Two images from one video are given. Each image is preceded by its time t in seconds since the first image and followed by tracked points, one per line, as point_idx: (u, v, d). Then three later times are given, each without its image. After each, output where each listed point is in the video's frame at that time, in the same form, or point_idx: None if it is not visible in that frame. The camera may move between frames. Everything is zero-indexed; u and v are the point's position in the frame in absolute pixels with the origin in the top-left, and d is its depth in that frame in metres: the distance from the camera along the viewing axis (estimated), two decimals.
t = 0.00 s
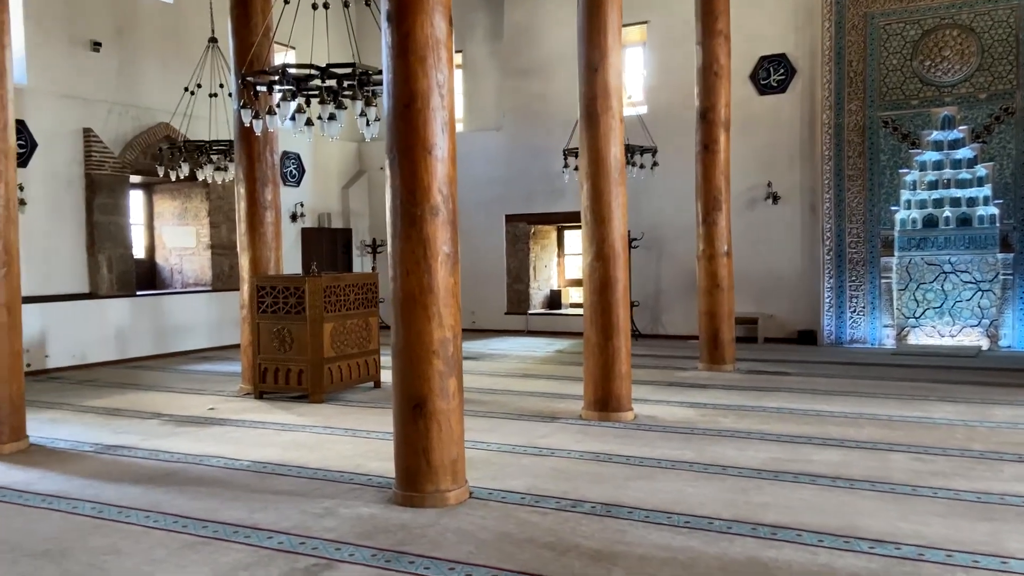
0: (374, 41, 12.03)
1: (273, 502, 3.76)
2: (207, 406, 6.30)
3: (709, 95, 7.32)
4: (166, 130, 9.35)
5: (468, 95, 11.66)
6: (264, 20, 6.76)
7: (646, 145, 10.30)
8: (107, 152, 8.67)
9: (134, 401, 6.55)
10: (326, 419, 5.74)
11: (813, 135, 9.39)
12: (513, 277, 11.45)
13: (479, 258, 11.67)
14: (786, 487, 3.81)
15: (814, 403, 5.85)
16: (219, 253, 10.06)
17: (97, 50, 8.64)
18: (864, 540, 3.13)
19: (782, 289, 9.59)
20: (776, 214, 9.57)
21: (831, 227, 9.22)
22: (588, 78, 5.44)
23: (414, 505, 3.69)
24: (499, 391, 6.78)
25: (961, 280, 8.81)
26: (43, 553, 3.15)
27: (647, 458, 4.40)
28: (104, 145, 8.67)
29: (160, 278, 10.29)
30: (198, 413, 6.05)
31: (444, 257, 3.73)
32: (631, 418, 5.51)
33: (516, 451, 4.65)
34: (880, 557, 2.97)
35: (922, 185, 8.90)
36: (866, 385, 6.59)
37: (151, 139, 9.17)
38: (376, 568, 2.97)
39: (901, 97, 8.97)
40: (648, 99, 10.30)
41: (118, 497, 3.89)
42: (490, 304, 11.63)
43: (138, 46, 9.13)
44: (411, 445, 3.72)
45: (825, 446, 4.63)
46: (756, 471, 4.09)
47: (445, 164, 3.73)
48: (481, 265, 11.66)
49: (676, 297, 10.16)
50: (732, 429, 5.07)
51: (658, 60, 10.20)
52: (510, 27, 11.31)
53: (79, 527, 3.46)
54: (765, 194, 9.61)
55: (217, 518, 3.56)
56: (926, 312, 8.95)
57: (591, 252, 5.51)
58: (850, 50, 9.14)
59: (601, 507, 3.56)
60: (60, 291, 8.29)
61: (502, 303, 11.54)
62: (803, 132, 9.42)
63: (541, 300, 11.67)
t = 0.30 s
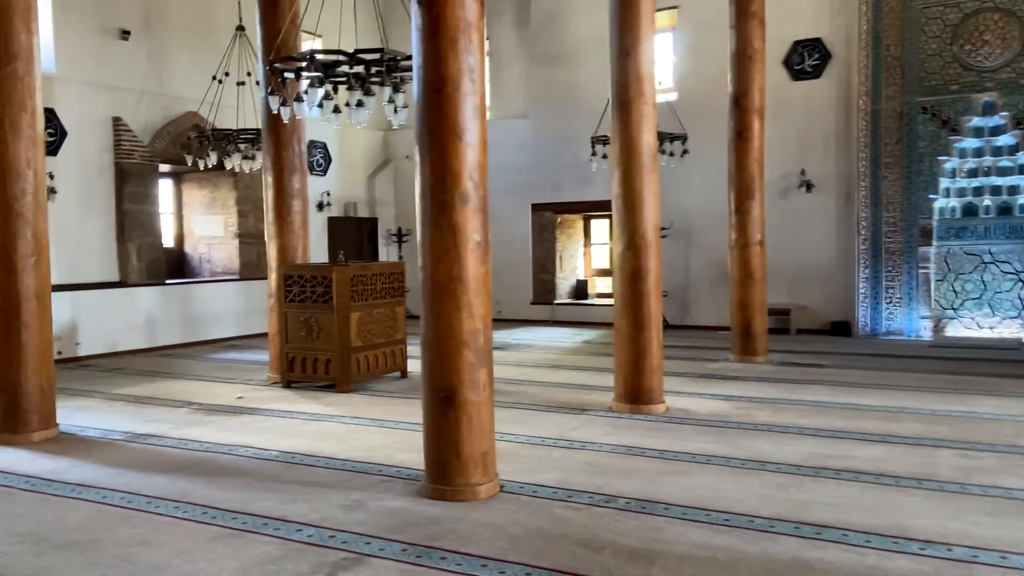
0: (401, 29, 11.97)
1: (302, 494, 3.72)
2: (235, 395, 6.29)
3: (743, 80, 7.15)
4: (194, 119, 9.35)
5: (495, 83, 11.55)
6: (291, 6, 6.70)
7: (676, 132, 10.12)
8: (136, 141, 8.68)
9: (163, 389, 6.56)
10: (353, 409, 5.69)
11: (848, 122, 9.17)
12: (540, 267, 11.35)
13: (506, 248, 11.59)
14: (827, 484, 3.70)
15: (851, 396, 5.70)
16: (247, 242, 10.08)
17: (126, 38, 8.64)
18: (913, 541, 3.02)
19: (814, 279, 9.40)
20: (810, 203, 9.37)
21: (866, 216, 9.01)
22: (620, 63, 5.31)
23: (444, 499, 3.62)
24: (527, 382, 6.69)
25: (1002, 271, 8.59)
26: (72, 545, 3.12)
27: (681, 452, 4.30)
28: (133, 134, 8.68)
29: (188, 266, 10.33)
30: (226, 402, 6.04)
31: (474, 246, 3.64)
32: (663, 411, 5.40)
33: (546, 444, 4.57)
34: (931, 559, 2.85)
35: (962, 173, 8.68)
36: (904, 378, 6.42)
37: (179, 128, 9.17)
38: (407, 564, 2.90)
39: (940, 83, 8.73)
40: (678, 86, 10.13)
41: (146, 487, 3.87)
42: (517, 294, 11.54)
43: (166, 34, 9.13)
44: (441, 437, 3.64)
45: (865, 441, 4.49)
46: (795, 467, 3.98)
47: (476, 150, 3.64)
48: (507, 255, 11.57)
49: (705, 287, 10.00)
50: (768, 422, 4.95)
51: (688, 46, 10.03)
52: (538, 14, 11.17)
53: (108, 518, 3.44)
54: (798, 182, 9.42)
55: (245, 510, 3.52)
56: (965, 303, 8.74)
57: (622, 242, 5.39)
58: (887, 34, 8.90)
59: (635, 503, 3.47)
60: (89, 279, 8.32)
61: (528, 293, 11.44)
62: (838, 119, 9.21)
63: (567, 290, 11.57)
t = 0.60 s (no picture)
0: (416, 20, 11.85)
1: (317, 495, 3.62)
2: (250, 390, 6.21)
3: (767, 70, 6.98)
4: (209, 111, 9.28)
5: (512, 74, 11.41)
6: None
7: (697, 124, 9.95)
8: (150, 133, 8.62)
9: (177, 385, 6.49)
10: (369, 406, 5.60)
11: (873, 113, 8.98)
12: (556, 261, 11.21)
13: (522, 241, 11.47)
14: (860, 489, 3.56)
15: (878, 395, 5.54)
16: (262, 235, 10.01)
17: (141, 30, 8.58)
18: (955, 551, 2.88)
19: (837, 274, 9.22)
20: (833, 196, 9.19)
21: (891, 209, 8.81)
22: (642, 52, 5.17)
23: (462, 502, 3.51)
24: (545, 378, 6.58)
25: None
26: (81, 547, 3.04)
27: (707, 454, 4.17)
28: (148, 126, 8.61)
29: (203, 260, 10.27)
30: (240, 397, 5.96)
31: (494, 241, 3.52)
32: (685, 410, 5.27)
33: (566, 444, 4.45)
34: (975, 571, 2.71)
35: (990, 166, 8.49)
36: (933, 376, 6.25)
37: (193, 120, 9.10)
38: (426, 571, 2.79)
39: (968, 74, 8.52)
40: (698, 77, 9.96)
41: (159, 486, 3.79)
42: (533, 288, 11.41)
43: (181, 26, 9.05)
44: (460, 438, 3.53)
45: (897, 442, 4.35)
46: (825, 470, 3.84)
47: (497, 141, 3.51)
48: (523, 249, 11.45)
49: (725, 281, 9.84)
50: (795, 422, 4.80)
51: (708, 36, 9.86)
52: (555, 4, 11.02)
53: (118, 519, 3.35)
54: (821, 176, 9.24)
55: (259, 511, 3.43)
56: (992, 300, 8.54)
57: (644, 236, 5.26)
58: (914, 23, 8.69)
59: (662, 508, 3.35)
60: (103, 273, 8.27)
61: (544, 288, 11.31)
62: (862, 110, 9.02)
63: (584, 285, 11.43)
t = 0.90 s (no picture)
0: (437, 11, 11.77)
1: (338, 491, 3.56)
2: (270, 383, 6.18)
3: (795, 59, 6.83)
4: (229, 102, 9.25)
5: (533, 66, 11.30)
6: None
7: (721, 115, 9.80)
8: (171, 125, 8.60)
9: (197, 377, 6.47)
10: (389, 400, 5.54)
11: (902, 103, 8.79)
12: (576, 254, 11.10)
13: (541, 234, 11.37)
14: (895, 489, 3.45)
15: (909, 392, 5.41)
16: (281, 228, 9.98)
17: (161, 21, 8.56)
18: (997, 555, 2.76)
19: (864, 267, 9.07)
20: (861, 188, 9.02)
21: (920, 201, 8.64)
22: (669, 40, 5.05)
23: (485, 499, 3.44)
24: (567, 373, 6.50)
25: None
26: (101, 543, 3.00)
27: (735, 452, 4.07)
28: (168, 118, 8.60)
29: (223, 252, 10.27)
30: (261, 390, 5.93)
31: (519, 233, 3.43)
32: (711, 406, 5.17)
33: (590, 440, 4.37)
34: None
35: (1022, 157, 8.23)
36: (965, 373, 6.10)
37: (214, 112, 9.08)
38: (449, 571, 2.72)
39: (1000, 63, 8.31)
40: (722, 67, 9.80)
41: (179, 480, 3.75)
42: (552, 282, 11.30)
43: (201, 17, 9.02)
44: (483, 434, 3.46)
45: (931, 441, 4.23)
46: (858, 469, 3.73)
47: (522, 130, 3.42)
48: (543, 242, 11.34)
49: (748, 275, 9.70)
50: (824, 420, 4.69)
51: (733, 26, 9.70)
52: None
53: (138, 514, 3.31)
54: (848, 167, 9.06)
55: (280, 507, 3.37)
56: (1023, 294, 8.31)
57: (669, 228, 5.15)
58: (944, 11, 8.50)
59: (690, 507, 3.26)
60: (124, 265, 8.28)
61: (564, 281, 11.20)
62: (891, 100, 8.83)
63: (604, 278, 11.33)
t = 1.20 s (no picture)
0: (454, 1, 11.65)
1: (358, 488, 3.48)
2: (287, 376, 6.12)
3: (823, 48, 6.66)
4: (244, 92, 9.16)
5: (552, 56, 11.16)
6: None
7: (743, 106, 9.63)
8: (187, 115, 8.54)
9: (214, 370, 6.42)
10: (407, 394, 5.46)
11: (930, 94, 8.60)
12: (594, 248, 10.92)
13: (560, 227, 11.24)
14: (934, 491, 3.32)
15: (941, 389, 5.25)
16: (297, 220, 9.90)
17: (178, 11, 8.49)
18: None
19: (890, 261, 8.90)
20: (887, 181, 8.84)
21: (948, 194, 8.45)
22: (696, 26, 4.92)
23: (508, 497, 3.35)
24: (588, 367, 6.39)
25: None
26: (116, 540, 2.92)
27: (764, 450, 3.96)
28: (185, 108, 8.53)
29: (239, 244, 10.21)
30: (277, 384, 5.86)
31: (544, 224, 3.32)
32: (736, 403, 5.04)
33: (615, 437, 4.26)
34: None
35: None
36: (998, 370, 5.92)
37: (230, 102, 9.00)
38: (473, 572, 2.63)
39: None
40: (745, 57, 9.62)
41: (196, 475, 3.67)
42: (570, 275, 11.16)
43: (218, 7, 8.95)
44: (507, 430, 3.37)
45: (967, 440, 4.09)
46: (894, 470, 3.60)
47: (548, 118, 3.31)
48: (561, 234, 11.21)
49: (771, 269, 9.54)
50: (855, 418, 4.56)
51: (756, 15, 9.52)
52: None
53: (154, 510, 3.24)
54: (874, 159, 8.88)
55: (298, 504, 3.29)
56: None
57: (695, 220, 5.03)
58: None
59: (721, 508, 3.15)
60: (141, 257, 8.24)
61: (583, 274, 11.04)
62: (919, 91, 8.65)
63: (623, 272, 11.19)
